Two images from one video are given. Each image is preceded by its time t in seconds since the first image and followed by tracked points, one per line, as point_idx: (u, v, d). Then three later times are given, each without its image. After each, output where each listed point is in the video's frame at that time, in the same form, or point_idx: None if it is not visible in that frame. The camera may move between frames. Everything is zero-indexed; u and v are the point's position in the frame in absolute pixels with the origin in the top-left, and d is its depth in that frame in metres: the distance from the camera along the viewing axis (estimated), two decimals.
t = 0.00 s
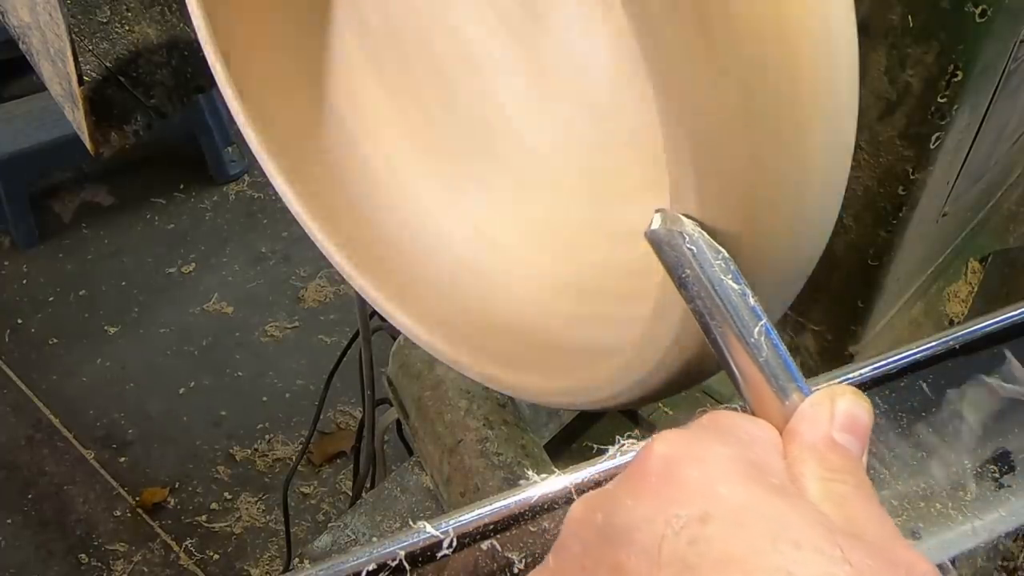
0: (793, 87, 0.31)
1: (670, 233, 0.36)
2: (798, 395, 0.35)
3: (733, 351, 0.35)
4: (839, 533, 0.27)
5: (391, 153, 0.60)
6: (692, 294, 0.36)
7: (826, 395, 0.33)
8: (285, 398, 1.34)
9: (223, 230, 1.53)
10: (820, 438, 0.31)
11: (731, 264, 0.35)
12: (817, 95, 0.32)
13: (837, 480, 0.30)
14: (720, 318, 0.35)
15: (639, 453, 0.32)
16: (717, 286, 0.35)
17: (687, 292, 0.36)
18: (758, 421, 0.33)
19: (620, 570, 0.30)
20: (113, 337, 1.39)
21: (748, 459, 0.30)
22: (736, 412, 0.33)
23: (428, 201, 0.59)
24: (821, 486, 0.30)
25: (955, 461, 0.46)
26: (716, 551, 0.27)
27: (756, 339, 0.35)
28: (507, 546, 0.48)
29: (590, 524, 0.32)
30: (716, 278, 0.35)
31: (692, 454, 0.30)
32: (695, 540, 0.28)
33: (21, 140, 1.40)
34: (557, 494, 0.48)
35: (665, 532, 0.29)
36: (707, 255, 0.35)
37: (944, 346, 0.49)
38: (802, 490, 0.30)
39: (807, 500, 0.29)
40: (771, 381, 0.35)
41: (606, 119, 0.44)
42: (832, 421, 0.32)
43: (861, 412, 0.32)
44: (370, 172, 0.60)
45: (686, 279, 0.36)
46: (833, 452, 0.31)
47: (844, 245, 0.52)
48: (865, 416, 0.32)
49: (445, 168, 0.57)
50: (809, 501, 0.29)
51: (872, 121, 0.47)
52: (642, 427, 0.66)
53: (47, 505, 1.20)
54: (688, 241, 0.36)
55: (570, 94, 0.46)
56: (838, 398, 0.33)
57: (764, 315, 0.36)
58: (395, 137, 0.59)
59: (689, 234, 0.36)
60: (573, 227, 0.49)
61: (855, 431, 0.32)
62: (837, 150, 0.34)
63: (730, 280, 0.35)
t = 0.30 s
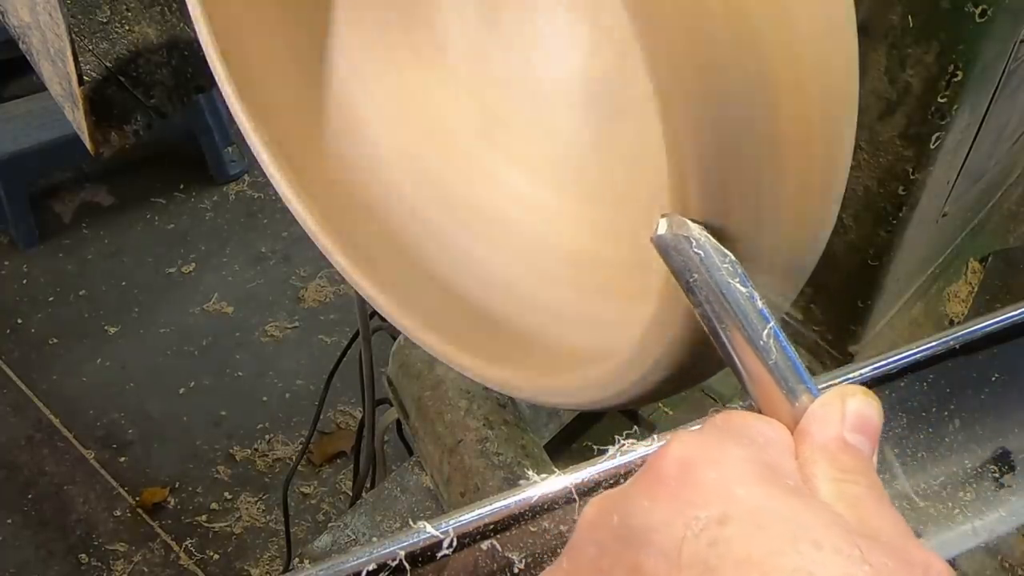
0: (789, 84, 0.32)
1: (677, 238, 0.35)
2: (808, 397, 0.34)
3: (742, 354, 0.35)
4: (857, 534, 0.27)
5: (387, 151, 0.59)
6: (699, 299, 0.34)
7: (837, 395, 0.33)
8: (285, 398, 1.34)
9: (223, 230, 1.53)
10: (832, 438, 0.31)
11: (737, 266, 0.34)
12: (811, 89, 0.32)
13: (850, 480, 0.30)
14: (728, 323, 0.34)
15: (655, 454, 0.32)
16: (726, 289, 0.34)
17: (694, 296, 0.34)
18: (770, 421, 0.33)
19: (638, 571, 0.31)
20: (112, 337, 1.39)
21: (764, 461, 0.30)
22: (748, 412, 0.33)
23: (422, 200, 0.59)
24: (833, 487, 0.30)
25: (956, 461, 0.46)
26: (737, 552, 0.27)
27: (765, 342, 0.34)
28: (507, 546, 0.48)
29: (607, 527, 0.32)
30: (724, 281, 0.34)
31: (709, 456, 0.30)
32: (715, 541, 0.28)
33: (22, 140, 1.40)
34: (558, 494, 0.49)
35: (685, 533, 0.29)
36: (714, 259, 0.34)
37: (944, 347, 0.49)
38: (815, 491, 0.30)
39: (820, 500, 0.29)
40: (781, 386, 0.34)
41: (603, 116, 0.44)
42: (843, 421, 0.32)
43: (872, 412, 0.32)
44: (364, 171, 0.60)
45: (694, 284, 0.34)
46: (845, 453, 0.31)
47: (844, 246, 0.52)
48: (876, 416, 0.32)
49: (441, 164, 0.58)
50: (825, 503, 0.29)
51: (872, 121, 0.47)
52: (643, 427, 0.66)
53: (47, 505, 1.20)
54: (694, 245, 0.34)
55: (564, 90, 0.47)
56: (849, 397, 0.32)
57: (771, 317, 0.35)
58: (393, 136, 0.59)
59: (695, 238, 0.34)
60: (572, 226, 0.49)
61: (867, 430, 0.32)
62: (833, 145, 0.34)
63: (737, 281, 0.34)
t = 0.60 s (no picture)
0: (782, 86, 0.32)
1: (684, 242, 0.35)
2: (817, 397, 0.34)
3: (751, 355, 0.35)
4: (869, 534, 0.27)
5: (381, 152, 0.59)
6: (705, 302, 0.35)
7: (846, 395, 0.33)
8: (285, 398, 1.34)
9: (223, 230, 1.53)
10: (841, 438, 0.31)
11: (744, 269, 0.35)
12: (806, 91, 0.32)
13: (858, 480, 0.30)
14: (735, 325, 0.35)
15: (666, 453, 0.32)
16: (729, 290, 0.35)
17: (699, 299, 0.35)
18: (780, 421, 0.33)
19: (650, 570, 0.31)
20: (112, 337, 1.39)
21: (774, 462, 0.30)
22: (757, 413, 0.33)
23: (421, 200, 0.58)
24: (841, 487, 0.30)
25: (954, 462, 0.46)
26: (749, 551, 0.27)
27: (773, 344, 0.35)
28: (507, 546, 0.50)
29: (617, 524, 0.33)
30: (730, 284, 0.35)
31: (722, 457, 0.31)
32: (728, 540, 0.28)
33: (22, 140, 1.40)
34: (557, 493, 0.48)
35: (697, 531, 0.29)
36: (721, 261, 0.35)
37: (944, 346, 0.48)
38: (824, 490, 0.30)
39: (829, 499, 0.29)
40: (790, 388, 0.35)
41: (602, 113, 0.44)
42: (852, 420, 0.32)
43: (880, 412, 0.32)
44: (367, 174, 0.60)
45: (701, 288, 0.35)
46: (854, 452, 0.31)
47: (844, 246, 0.53)
48: (884, 417, 0.32)
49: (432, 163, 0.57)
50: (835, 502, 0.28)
51: (872, 121, 0.47)
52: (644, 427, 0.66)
53: (47, 505, 1.20)
54: (702, 248, 0.35)
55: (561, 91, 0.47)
56: (858, 397, 0.32)
57: (778, 319, 0.36)
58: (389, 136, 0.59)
59: (702, 242, 0.35)
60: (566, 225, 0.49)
61: (875, 431, 0.32)
62: (829, 145, 0.34)
63: (742, 284, 0.35)
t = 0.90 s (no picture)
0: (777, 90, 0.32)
1: (693, 250, 0.34)
2: (828, 401, 0.35)
3: (762, 359, 0.36)
4: (882, 538, 0.27)
5: (380, 151, 0.60)
6: (715, 309, 0.35)
7: (858, 398, 0.32)
8: (285, 398, 1.34)
9: (223, 230, 1.53)
10: (853, 441, 0.31)
11: (753, 275, 0.35)
12: (802, 93, 0.32)
13: (870, 484, 0.30)
14: (747, 331, 0.35)
15: (682, 453, 0.32)
16: (740, 297, 0.35)
17: (709, 306, 0.35)
18: (792, 424, 0.33)
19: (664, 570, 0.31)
20: (112, 337, 1.39)
21: (789, 464, 0.30)
22: (770, 415, 0.33)
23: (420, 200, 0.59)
24: (853, 490, 0.30)
25: (954, 462, 0.46)
26: (766, 551, 0.27)
27: (784, 349, 0.36)
28: (507, 546, 0.48)
29: (629, 522, 0.33)
30: (743, 292, 0.35)
31: (738, 457, 0.31)
32: (744, 540, 0.28)
33: (23, 140, 1.40)
34: (558, 493, 0.49)
35: (714, 530, 0.29)
36: (729, 268, 0.34)
37: (944, 346, 0.49)
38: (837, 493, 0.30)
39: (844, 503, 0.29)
40: (802, 393, 0.35)
41: (587, 111, 0.43)
42: (864, 424, 0.32)
43: (894, 416, 0.32)
44: (364, 173, 0.60)
45: (711, 295, 0.34)
46: (866, 455, 0.31)
47: (844, 245, 0.53)
48: (898, 420, 0.32)
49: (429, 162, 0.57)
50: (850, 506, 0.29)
51: (872, 121, 0.47)
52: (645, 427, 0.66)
53: (47, 505, 1.20)
54: (712, 256, 0.34)
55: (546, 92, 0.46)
56: (870, 401, 0.32)
57: (789, 324, 0.36)
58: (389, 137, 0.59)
59: (712, 249, 0.34)
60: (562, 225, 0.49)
61: (888, 434, 0.32)
62: (828, 146, 0.34)
63: (752, 290, 0.35)
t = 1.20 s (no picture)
0: (776, 93, 0.32)
1: (705, 260, 0.34)
2: (843, 407, 0.34)
3: (776, 366, 0.36)
4: (900, 540, 0.27)
5: (380, 152, 0.59)
6: (729, 317, 0.35)
7: (875, 402, 0.33)
8: (285, 398, 1.34)
9: (223, 230, 1.53)
10: (870, 445, 0.32)
11: (767, 283, 0.36)
12: (803, 96, 0.32)
13: (886, 488, 0.30)
14: (760, 337, 0.35)
15: (698, 452, 0.32)
16: (755, 304, 0.35)
17: (723, 314, 0.35)
18: (808, 426, 0.33)
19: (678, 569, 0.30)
20: (112, 337, 1.39)
21: (806, 465, 0.30)
22: (786, 418, 0.34)
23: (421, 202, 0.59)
24: (868, 494, 0.30)
25: (955, 462, 0.46)
26: (782, 552, 0.27)
27: (799, 356, 0.35)
28: (507, 546, 0.48)
29: (644, 520, 0.33)
30: (757, 298, 0.35)
31: (756, 457, 0.31)
32: (762, 539, 0.28)
33: (23, 140, 1.40)
34: (558, 494, 0.48)
35: (732, 529, 0.29)
36: (744, 275, 0.35)
37: (945, 345, 0.49)
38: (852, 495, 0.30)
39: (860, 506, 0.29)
40: (816, 397, 0.35)
41: (594, 115, 0.43)
42: (881, 428, 0.32)
43: (910, 423, 0.32)
44: (366, 176, 0.60)
45: (724, 303, 0.35)
46: (882, 459, 0.31)
47: (845, 246, 0.53)
48: (914, 427, 0.33)
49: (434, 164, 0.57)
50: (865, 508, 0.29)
51: (872, 121, 0.47)
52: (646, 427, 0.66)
53: (47, 505, 1.21)
54: (725, 266, 0.34)
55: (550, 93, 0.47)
56: (887, 406, 0.33)
57: (804, 332, 0.36)
58: (390, 139, 0.59)
59: (725, 259, 0.34)
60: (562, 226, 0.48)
61: (904, 440, 0.32)
62: (828, 147, 0.34)
63: (766, 297, 0.35)
